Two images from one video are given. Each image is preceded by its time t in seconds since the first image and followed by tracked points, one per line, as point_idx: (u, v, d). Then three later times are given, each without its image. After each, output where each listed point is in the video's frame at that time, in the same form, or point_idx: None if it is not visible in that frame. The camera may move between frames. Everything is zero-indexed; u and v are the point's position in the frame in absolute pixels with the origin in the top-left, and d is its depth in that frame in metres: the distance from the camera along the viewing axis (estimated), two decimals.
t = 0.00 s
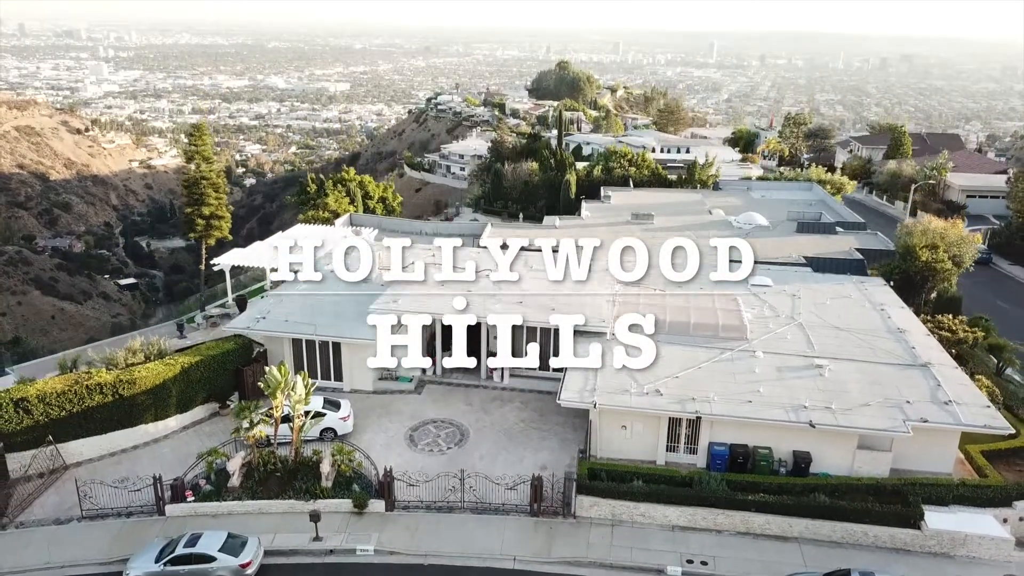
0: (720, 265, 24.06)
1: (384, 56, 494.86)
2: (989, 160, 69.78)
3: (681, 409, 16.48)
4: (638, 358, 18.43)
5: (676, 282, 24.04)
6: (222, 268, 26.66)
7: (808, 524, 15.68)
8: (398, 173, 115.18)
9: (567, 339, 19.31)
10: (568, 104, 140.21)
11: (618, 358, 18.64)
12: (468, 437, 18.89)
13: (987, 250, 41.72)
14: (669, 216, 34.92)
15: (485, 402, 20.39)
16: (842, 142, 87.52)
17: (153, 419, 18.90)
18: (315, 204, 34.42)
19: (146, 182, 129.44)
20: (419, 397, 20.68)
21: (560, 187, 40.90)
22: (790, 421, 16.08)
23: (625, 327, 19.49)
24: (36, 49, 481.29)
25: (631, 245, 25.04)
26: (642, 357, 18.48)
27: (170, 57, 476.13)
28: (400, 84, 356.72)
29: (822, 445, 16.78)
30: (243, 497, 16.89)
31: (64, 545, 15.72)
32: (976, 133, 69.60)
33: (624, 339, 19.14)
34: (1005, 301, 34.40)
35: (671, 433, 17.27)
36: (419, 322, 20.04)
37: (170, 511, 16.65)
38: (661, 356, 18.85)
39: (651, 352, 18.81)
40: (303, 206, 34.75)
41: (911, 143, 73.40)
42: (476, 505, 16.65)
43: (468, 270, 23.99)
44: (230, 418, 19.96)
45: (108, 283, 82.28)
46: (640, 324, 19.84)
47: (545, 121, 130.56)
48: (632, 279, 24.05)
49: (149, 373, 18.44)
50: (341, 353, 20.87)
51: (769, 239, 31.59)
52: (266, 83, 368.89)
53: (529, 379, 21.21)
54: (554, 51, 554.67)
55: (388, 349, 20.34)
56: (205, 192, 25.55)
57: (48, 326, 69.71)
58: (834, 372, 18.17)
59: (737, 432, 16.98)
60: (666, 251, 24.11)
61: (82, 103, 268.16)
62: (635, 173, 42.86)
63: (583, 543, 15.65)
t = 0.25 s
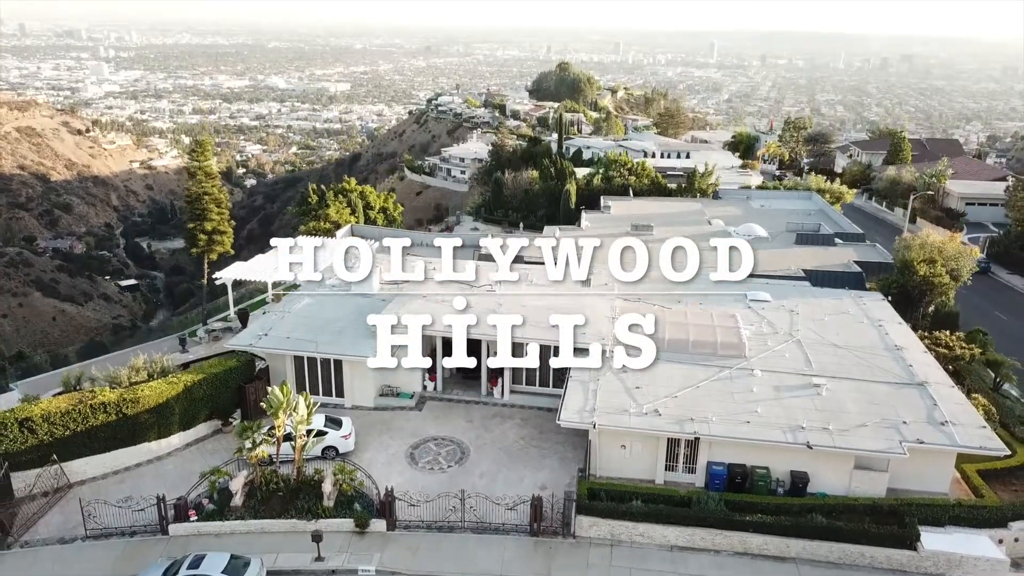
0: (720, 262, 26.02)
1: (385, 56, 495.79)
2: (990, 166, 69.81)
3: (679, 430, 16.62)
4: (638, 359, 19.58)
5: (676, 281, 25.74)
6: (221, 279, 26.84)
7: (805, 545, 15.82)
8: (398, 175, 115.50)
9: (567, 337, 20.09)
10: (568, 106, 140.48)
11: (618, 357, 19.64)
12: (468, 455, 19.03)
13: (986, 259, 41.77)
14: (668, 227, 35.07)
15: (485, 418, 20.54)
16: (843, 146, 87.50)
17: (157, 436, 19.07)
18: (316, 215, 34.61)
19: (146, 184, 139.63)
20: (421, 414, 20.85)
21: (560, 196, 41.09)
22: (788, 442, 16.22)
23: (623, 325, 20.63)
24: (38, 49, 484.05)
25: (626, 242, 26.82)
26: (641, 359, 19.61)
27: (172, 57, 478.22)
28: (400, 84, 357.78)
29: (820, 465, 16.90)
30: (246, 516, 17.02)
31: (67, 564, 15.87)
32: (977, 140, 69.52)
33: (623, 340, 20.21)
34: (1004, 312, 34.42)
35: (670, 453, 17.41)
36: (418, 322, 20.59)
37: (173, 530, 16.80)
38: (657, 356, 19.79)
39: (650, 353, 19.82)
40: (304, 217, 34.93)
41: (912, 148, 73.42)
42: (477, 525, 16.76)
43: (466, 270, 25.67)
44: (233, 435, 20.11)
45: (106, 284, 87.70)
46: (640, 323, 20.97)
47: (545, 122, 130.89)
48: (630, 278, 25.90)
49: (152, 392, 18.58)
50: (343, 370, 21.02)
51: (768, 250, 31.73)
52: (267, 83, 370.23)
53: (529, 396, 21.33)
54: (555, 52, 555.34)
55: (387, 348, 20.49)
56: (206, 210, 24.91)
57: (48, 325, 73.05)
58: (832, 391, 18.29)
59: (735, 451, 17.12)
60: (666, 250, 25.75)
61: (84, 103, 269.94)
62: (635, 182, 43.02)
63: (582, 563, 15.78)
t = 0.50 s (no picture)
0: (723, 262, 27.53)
1: (385, 56, 496.19)
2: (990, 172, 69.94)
3: (677, 452, 16.79)
4: (638, 359, 20.54)
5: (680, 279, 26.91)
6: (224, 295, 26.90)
7: (803, 567, 15.96)
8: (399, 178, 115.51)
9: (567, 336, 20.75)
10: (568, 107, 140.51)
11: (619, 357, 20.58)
12: (468, 473, 19.19)
13: (984, 269, 41.88)
14: (668, 238, 35.21)
15: (485, 436, 20.70)
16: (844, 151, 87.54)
17: (160, 455, 19.24)
18: (317, 227, 34.82)
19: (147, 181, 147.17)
20: (421, 431, 20.98)
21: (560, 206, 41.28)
22: (785, 464, 16.37)
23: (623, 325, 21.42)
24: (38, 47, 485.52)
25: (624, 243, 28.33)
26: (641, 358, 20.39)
27: (173, 56, 480.01)
28: (401, 85, 358.50)
29: (816, 486, 17.07)
30: (248, 536, 17.17)
31: None
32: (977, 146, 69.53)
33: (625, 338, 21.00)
34: (1002, 323, 34.61)
35: (669, 473, 17.58)
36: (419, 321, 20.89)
37: (176, 550, 16.96)
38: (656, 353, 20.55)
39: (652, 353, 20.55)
40: (304, 228, 35.12)
41: (912, 154, 73.54)
42: (477, 546, 16.91)
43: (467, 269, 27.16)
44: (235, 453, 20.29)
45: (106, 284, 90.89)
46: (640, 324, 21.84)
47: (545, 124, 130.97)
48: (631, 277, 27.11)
49: (155, 412, 18.76)
50: (344, 387, 21.20)
51: (767, 263, 31.87)
52: (267, 83, 370.99)
53: (528, 413, 21.47)
54: (556, 51, 555.15)
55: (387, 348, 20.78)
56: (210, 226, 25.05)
57: (50, 327, 75.66)
58: (828, 412, 18.46)
59: (733, 472, 17.28)
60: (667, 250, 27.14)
61: (85, 104, 271.18)
62: (635, 192, 43.16)
63: None
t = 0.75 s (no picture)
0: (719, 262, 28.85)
1: (386, 56, 497.62)
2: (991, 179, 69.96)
3: (675, 473, 16.97)
4: (638, 359, 21.28)
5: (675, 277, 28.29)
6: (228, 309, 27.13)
7: None
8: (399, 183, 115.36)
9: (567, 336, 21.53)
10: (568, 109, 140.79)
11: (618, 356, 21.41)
12: (469, 492, 19.35)
13: (984, 279, 41.91)
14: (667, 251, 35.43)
15: (485, 454, 20.86)
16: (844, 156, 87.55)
17: (163, 474, 19.39)
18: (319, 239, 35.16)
19: (148, 185, 154.86)
20: (421, 449, 21.18)
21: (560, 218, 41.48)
22: (782, 486, 16.52)
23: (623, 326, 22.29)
24: (41, 47, 491.45)
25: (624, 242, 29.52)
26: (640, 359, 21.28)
27: (174, 56, 483.48)
28: (401, 85, 359.64)
29: (814, 507, 17.21)
30: (251, 557, 17.29)
31: None
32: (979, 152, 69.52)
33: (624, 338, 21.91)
34: (1000, 335, 34.70)
35: (668, 494, 17.76)
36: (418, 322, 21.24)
37: (180, 570, 17.12)
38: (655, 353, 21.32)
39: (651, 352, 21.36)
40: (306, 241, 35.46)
41: (912, 159, 73.63)
42: (477, 566, 17.04)
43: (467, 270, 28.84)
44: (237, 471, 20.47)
45: (107, 287, 99.96)
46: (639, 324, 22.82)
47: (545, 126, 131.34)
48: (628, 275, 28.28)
49: (159, 431, 18.94)
50: (345, 405, 21.37)
51: (765, 276, 32.06)
52: (268, 83, 373.12)
53: (529, 430, 21.62)
54: (557, 51, 555.30)
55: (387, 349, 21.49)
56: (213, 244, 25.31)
57: (50, 330, 83.30)
58: (826, 431, 18.61)
59: (731, 494, 17.44)
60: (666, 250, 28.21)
61: (87, 104, 274.00)
62: (635, 202, 43.33)
63: None
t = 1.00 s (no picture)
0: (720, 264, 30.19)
1: (386, 56, 498.31)
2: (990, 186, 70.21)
3: (675, 496, 17.12)
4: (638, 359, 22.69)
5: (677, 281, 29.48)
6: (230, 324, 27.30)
7: None
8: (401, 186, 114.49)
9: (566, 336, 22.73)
10: (569, 111, 141.07)
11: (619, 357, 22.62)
12: (469, 512, 19.53)
13: (982, 289, 42.11)
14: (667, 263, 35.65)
15: (486, 474, 21.01)
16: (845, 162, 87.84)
17: (166, 493, 19.58)
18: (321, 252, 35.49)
19: (149, 185, 157.24)
20: (422, 467, 21.36)
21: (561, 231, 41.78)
22: (779, 509, 16.69)
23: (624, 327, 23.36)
24: (42, 47, 492.85)
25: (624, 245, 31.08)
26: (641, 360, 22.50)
27: (174, 56, 484.13)
28: (402, 85, 360.33)
29: (810, 528, 17.39)
30: None
31: None
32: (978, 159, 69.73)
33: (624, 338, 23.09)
34: (998, 347, 34.83)
35: (666, 515, 17.94)
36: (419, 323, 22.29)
37: None
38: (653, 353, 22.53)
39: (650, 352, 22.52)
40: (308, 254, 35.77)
41: (911, 165, 73.89)
42: None
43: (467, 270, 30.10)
44: (240, 489, 20.65)
45: (108, 288, 101.63)
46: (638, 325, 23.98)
47: (546, 128, 131.61)
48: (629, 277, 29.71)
49: (162, 451, 19.17)
50: (348, 423, 21.54)
51: (765, 289, 32.20)
52: (269, 83, 373.61)
53: (530, 449, 21.77)
54: (558, 51, 555.86)
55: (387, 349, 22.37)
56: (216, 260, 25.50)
57: (50, 331, 84.14)
58: (823, 452, 18.79)
59: (729, 515, 17.62)
60: (665, 251, 29.45)
61: (87, 105, 274.53)
62: (634, 212, 43.51)
63: None
